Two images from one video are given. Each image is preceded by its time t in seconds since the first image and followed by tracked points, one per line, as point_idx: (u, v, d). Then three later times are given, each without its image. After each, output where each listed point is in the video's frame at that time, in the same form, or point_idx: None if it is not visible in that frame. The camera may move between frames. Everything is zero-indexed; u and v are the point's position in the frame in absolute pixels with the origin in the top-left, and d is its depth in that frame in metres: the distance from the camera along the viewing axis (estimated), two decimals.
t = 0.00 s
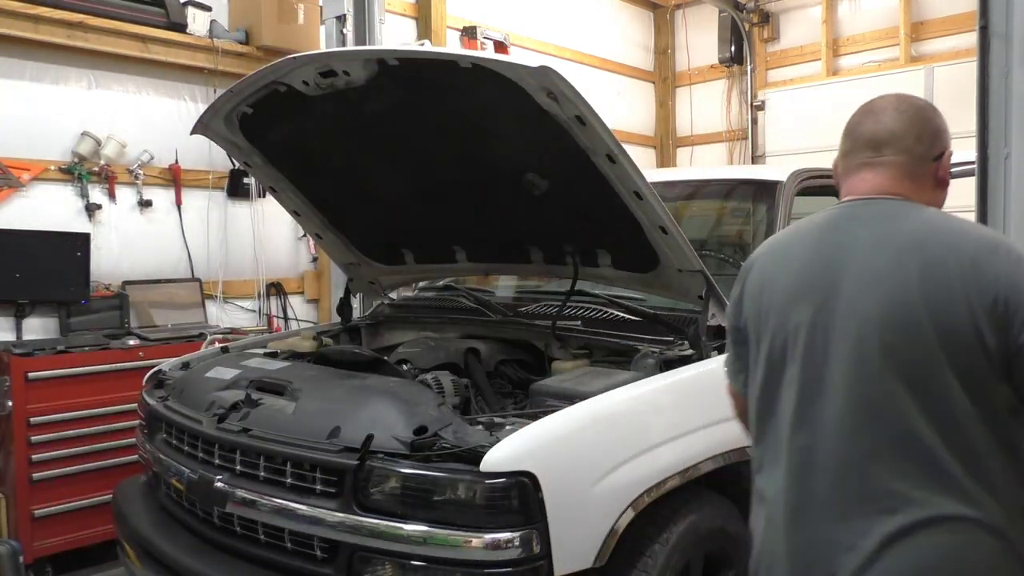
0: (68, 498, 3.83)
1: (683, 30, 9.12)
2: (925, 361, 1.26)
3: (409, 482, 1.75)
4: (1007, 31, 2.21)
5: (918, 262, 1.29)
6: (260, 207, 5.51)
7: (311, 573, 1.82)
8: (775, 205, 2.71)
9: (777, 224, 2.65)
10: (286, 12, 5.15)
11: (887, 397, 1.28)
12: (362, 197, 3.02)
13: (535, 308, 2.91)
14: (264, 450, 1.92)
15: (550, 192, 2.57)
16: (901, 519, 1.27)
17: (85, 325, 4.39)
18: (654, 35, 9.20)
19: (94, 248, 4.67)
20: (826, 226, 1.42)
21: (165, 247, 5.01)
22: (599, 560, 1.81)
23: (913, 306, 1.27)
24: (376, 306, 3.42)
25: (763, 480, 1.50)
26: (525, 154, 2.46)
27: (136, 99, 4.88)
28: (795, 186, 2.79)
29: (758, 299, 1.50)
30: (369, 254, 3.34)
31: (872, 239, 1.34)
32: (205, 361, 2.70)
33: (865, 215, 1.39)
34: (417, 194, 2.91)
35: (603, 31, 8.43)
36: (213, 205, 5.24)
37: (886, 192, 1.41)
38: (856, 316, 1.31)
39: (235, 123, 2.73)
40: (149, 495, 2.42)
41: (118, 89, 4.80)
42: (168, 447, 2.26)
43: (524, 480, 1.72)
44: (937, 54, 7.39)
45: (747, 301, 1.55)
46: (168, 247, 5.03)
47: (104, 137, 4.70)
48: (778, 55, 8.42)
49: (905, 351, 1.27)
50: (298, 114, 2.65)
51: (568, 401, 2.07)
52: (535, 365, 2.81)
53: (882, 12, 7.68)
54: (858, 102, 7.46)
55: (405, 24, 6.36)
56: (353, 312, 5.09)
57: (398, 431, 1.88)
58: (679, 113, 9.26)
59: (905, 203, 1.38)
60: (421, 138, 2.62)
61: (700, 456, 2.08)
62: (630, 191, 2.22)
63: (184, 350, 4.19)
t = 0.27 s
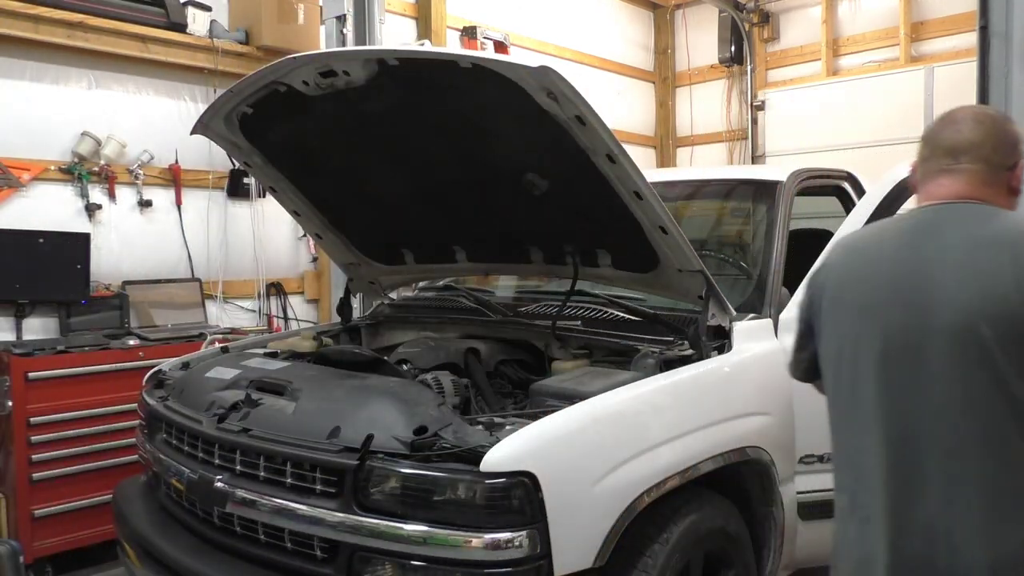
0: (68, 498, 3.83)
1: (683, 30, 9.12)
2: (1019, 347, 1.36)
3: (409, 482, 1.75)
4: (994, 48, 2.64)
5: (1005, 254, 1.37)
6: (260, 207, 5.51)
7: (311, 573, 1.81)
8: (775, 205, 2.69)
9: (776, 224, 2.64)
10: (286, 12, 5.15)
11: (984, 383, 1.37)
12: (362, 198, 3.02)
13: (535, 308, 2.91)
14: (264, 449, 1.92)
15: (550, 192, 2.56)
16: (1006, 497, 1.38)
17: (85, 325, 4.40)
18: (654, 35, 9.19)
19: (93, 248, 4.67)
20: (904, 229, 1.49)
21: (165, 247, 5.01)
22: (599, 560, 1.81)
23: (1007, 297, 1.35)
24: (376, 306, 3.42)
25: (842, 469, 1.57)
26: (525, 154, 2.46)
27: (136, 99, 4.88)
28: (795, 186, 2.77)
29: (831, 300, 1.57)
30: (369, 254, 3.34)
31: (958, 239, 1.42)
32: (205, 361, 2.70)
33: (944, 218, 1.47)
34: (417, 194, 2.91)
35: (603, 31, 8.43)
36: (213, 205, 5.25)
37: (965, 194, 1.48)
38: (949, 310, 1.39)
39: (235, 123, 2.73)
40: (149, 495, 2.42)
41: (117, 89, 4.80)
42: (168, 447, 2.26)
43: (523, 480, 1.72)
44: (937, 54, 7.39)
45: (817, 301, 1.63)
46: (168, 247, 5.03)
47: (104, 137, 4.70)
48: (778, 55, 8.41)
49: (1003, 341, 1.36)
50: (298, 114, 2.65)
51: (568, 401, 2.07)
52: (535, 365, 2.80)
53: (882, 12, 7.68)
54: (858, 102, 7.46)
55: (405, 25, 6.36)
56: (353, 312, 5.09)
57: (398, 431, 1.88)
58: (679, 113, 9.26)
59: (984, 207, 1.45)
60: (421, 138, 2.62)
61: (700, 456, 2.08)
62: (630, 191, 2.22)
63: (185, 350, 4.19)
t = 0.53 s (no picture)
0: (69, 499, 3.83)
1: (683, 30, 9.13)
2: None
3: (409, 482, 1.75)
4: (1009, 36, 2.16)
5: None
6: (260, 207, 5.51)
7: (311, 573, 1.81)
8: (775, 205, 2.69)
9: (776, 224, 2.63)
10: (286, 12, 5.15)
11: None
12: (362, 198, 3.02)
13: (535, 308, 2.91)
14: (264, 449, 1.92)
15: (551, 192, 2.56)
16: None
17: (86, 325, 4.40)
18: (654, 35, 9.19)
19: (94, 248, 4.67)
20: None
21: (165, 247, 5.02)
22: (599, 560, 1.81)
23: None
24: (376, 306, 3.43)
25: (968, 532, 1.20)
26: (525, 154, 2.46)
27: (136, 98, 4.88)
28: (795, 186, 2.77)
29: (966, 302, 1.22)
30: (369, 254, 3.35)
31: None
32: (205, 361, 2.71)
33: None
34: (417, 194, 2.91)
35: (603, 30, 8.43)
36: (213, 205, 5.25)
37: None
38: None
39: (235, 123, 2.73)
40: (149, 495, 2.42)
41: (118, 89, 4.80)
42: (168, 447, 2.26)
43: (523, 480, 1.72)
44: (937, 54, 7.39)
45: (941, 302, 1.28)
46: (168, 247, 5.03)
47: (104, 137, 4.70)
48: (778, 55, 8.41)
49: None
50: (298, 114, 2.65)
51: (568, 401, 2.08)
52: (535, 365, 2.80)
53: (882, 12, 7.68)
54: (858, 102, 7.47)
55: (405, 24, 6.36)
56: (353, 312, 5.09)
57: (398, 431, 1.88)
58: (679, 113, 9.27)
59: None
60: (421, 138, 2.62)
61: (701, 456, 2.08)
62: (630, 191, 2.22)
63: (185, 350, 4.19)
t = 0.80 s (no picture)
0: (69, 499, 3.83)
1: (683, 30, 9.13)
2: None
3: (409, 482, 1.75)
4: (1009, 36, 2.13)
5: None
6: (260, 207, 5.51)
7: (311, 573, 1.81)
8: (775, 205, 2.69)
9: (776, 225, 2.63)
10: (286, 12, 5.15)
11: None
12: (362, 198, 3.02)
13: (535, 307, 2.91)
14: (264, 449, 1.92)
15: (550, 192, 2.56)
16: None
17: (85, 325, 4.40)
18: (654, 35, 9.19)
19: (94, 248, 4.67)
20: None
21: (165, 247, 5.02)
22: (599, 560, 1.81)
23: None
24: (376, 306, 3.43)
25: None
26: (525, 154, 2.46)
27: (136, 98, 4.88)
28: (795, 186, 2.77)
29: None
30: (369, 254, 3.35)
31: None
32: (205, 361, 2.71)
33: None
34: (416, 194, 2.92)
35: (603, 30, 8.43)
36: (213, 205, 5.25)
37: None
38: None
39: (235, 123, 2.73)
40: (149, 495, 2.42)
41: (118, 89, 4.80)
42: (168, 447, 2.26)
43: (523, 480, 1.72)
44: (937, 54, 7.39)
45: None
46: (168, 247, 5.03)
47: (104, 137, 4.70)
48: (778, 55, 8.41)
49: None
50: (298, 114, 2.65)
51: (568, 401, 2.08)
52: (535, 365, 2.80)
53: (882, 12, 7.68)
54: (858, 102, 7.47)
55: (405, 24, 6.36)
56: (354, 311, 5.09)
57: (398, 431, 1.88)
58: (679, 113, 9.27)
59: None
60: (421, 138, 2.62)
61: (701, 456, 2.08)
62: (630, 191, 2.23)
63: (185, 350, 4.19)
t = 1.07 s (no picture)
0: (69, 499, 3.83)
1: (683, 31, 9.13)
2: None
3: (409, 482, 1.75)
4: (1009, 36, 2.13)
5: None
6: (260, 207, 5.51)
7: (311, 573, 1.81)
8: (775, 205, 2.69)
9: (776, 225, 2.63)
10: (286, 12, 5.15)
11: None
12: (362, 198, 3.02)
13: (535, 307, 2.91)
14: (265, 449, 1.92)
15: (551, 192, 2.56)
16: None
17: (85, 325, 4.40)
18: (654, 35, 9.19)
19: (94, 248, 4.67)
20: None
21: (165, 247, 5.02)
22: (599, 560, 1.81)
23: None
24: (376, 306, 3.43)
25: None
26: (525, 154, 2.46)
27: (136, 98, 4.89)
28: (795, 186, 2.77)
29: None
30: (369, 254, 3.35)
31: None
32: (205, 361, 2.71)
33: None
34: (417, 194, 2.92)
35: (603, 30, 8.43)
36: (213, 205, 5.25)
37: None
38: None
39: (236, 123, 2.74)
40: (149, 495, 2.42)
41: (118, 89, 4.80)
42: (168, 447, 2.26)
43: (523, 480, 1.72)
44: (937, 54, 7.39)
45: None
46: (168, 247, 5.03)
47: (104, 137, 4.70)
48: (778, 55, 8.41)
49: None
50: (299, 114, 2.65)
51: (568, 401, 2.08)
52: (535, 365, 2.80)
53: (882, 12, 7.68)
54: (858, 102, 7.47)
55: (405, 24, 6.36)
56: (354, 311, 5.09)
57: (398, 431, 1.87)
58: (679, 113, 9.27)
59: None
60: (421, 138, 2.62)
61: (701, 456, 2.08)
62: (631, 191, 2.23)
63: (185, 350, 4.19)
